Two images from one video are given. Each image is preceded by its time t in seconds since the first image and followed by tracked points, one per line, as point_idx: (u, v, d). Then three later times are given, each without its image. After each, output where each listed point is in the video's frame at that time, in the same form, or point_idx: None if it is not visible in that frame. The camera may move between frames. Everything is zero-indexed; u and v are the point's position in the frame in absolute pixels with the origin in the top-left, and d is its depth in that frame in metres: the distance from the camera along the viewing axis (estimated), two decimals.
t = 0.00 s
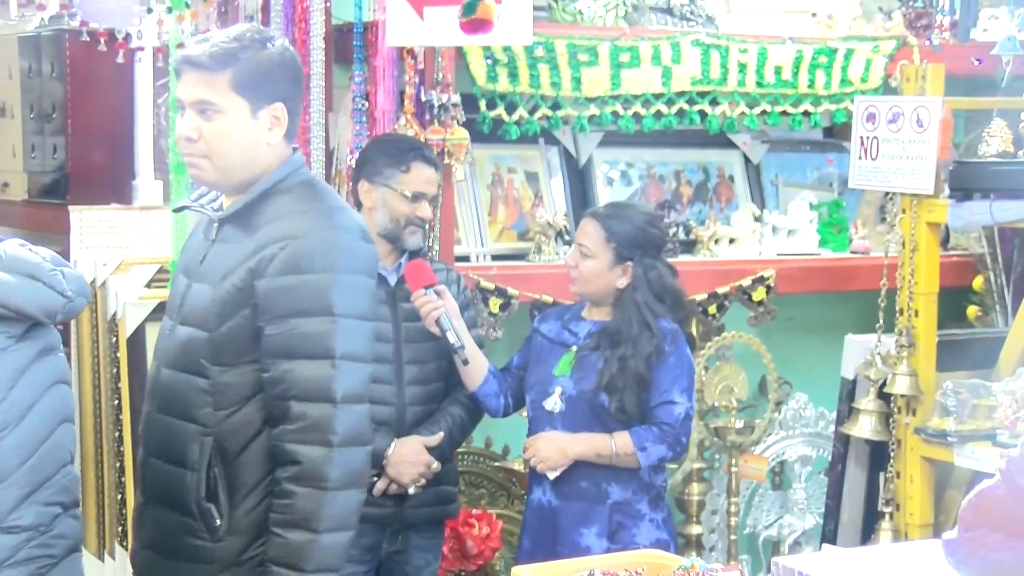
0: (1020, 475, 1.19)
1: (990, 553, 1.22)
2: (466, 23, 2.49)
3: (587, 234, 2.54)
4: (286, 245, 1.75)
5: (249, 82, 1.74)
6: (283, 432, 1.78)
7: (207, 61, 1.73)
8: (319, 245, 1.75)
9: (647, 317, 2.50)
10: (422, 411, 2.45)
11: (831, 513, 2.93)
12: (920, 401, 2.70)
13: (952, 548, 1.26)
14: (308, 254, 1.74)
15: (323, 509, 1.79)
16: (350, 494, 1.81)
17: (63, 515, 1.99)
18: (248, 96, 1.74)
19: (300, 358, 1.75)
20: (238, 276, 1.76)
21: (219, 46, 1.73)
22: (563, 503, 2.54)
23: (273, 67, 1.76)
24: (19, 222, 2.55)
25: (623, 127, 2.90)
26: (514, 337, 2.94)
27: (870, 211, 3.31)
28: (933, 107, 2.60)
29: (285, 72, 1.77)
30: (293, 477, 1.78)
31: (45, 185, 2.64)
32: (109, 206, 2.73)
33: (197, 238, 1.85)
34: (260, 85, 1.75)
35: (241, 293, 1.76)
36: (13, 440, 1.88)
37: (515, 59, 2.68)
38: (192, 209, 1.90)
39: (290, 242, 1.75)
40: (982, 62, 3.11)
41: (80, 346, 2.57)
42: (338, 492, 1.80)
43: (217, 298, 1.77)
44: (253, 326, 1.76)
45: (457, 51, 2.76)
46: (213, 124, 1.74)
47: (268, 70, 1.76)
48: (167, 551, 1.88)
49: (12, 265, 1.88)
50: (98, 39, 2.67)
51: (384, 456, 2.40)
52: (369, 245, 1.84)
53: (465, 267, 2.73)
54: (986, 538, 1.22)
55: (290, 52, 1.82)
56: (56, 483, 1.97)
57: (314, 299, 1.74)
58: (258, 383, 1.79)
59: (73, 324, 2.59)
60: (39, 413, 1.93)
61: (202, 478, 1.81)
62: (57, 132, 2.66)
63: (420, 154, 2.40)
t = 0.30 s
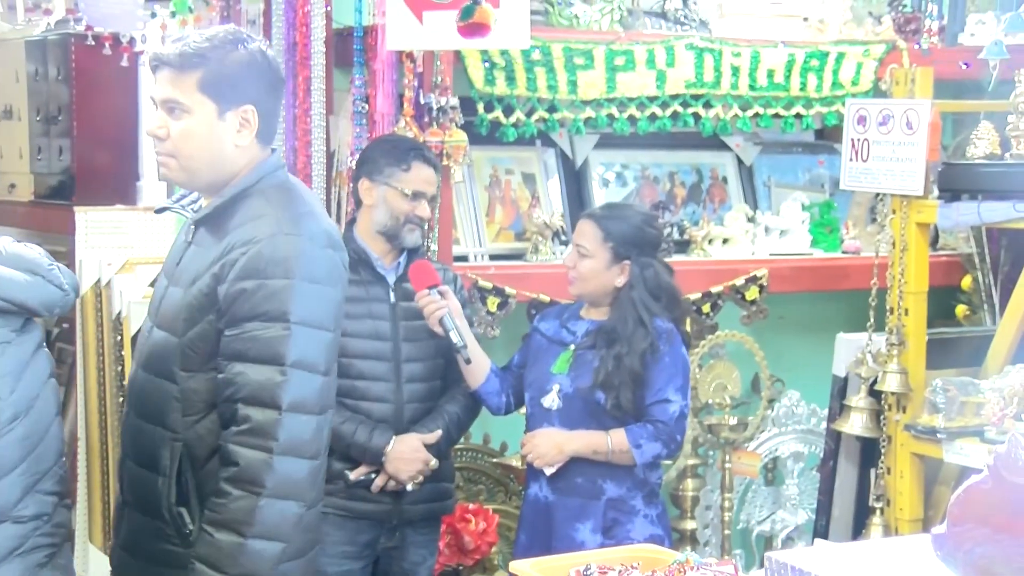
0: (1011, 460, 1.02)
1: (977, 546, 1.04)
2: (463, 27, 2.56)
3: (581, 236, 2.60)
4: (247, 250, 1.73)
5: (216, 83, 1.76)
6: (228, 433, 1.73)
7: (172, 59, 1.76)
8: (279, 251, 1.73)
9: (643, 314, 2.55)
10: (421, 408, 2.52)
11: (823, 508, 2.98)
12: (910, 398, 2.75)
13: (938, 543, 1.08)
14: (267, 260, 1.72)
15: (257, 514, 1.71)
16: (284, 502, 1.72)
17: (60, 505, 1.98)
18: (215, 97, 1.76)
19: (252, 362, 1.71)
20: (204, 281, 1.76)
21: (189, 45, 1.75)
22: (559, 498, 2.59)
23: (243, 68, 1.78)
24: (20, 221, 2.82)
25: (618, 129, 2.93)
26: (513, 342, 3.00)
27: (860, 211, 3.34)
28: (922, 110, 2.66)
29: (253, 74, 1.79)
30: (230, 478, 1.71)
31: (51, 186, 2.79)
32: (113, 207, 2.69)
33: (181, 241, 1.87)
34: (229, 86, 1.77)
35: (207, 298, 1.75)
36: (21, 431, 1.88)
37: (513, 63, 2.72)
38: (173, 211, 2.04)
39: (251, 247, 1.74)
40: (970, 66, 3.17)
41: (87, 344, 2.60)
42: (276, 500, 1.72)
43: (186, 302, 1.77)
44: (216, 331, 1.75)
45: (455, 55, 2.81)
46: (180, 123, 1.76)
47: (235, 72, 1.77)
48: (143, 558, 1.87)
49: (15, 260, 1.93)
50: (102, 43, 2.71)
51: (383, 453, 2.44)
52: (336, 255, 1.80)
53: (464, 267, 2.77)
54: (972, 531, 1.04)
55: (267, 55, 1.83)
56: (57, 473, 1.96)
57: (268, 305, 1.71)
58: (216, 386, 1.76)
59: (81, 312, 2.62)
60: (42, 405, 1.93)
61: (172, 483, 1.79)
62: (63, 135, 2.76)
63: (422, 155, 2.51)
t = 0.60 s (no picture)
0: (1005, 463, 1.03)
1: (974, 546, 1.04)
2: (465, 32, 2.59)
3: (591, 230, 2.62)
4: (234, 255, 1.77)
5: (200, 84, 1.80)
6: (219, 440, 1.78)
7: (155, 62, 1.79)
8: (267, 256, 1.77)
9: (644, 311, 2.58)
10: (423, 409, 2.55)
11: (822, 508, 3.00)
12: (907, 399, 2.78)
13: (936, 543, 1.09)
14: (255, 265, 1.76)
15: (252, 520, 1.78)
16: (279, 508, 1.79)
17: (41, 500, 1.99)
18: (197, 98, 1.80)
19: (241, 368, 1.75)
20: (191, 285, 1.79)
21: (173, 46, 1.79)
22: (559, 497, 2.62)
23: (229, 69, 1.82)
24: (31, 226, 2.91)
25: (618, 134, 2.97)
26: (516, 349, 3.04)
27: (858, 214, 3.38)
28: (919, 114, 2.68)
29: (239, 75, 1.83)
30: (224, 486, 1.77)
31: (59, 189, 2.84)
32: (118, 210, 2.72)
33: (168, 244, 1.89)
34: (213, 88, 1.80)
35: (193, 302, 1.79)
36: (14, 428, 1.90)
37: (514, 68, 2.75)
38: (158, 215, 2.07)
39: (239, 252, 1.77)
40: (967, 70, 3.18)
41: (92, 346, 2.63)
42: (268, 505, 1.78)
43: (172, 306, 1.80)
44: (203, 335, 1.79)
45: (457, 60, 2.84)
46: (163, 123, 1.80)
47: (220, 74, 1.81)
48: (125, 560, 1.90)
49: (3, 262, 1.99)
50: (108, 47, 2.75)
51: (385, 456, 2.47)
52: (323, 259, 1.86)
53: (465, 270, 2.79)
54: (970, 531, 1.05)
55: (252, 58, 1.86)
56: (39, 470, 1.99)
57: (258, 310, 1.76)
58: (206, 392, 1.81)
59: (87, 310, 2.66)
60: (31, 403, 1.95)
61: (158, 486, 1.83)
62: (68, 139, 2.81)
63: (423, 158, 2.54)
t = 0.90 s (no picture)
0: (993, 465, 1.09)
1: (962, 545, 1.10)
2: (454, 31, 2.59)
3: (574, 231, 2.61)
4: (219, 257, 1.78)
5: (172, 84, 1.81)
6: (214, 444, 1.81)
7: (122, 60, 1.81)
8: (252, 257, 1.78)
9: (632, 307, 2.60)
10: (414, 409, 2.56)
11: (810, 508, 3.01)
12: (896, 398, 2.78)
13: (924, 541, 1.15)
14: (240, 267, 1.77)
15: (257, 523, 1.80)
16: (283, 509, 1.82)
17: None
18: (170, 98, 1.81)
19: (231, 371, 1.77)
20: (176, 288, 1.80)
21: (145, 46, 1.80)
22: (550, 497, 2.62)
23: (203, 66, 1.83)
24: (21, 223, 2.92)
25: (608, 132, 2.97)
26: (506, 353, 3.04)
27: (848, 214, 3.38)
28: (908, 114, 2.68)
29: (212, 73, 1.83)
30: (225, 491, 1.79)
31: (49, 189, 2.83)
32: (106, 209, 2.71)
33: (146, 244, 1.91)
34: (184, 87, 1.81)
35: (178, 305, 1.80)
36: None
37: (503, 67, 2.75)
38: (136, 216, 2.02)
39: (223, 253, 1.78)
40: (953, 70, 3.25)
41: (80, 347, 2.64)
42: (272, 506, 1.81)
43: (156, 309, 1.81)
44: (189, 338, 1.80)
45: (446, 59, 2.84)
46: (138, 124, 1.81)
47: (191, 73, 1.82)
48: (111, 561, 1.91)
49: None
50: (96, 46, 2.75)
51: (375, 456, 2.48)
52: (307, 257, 1.87)
53: (455, 268, 2.81)
54: (960, 531, 1.10)
55: (225, 54, 1.87)
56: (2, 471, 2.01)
57: (246, 312, 1.77)
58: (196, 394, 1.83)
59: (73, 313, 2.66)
60: None
61: (146, 489, 1.84)
62: (57, 139, 2.79)
63: (410, 157, 2.54)
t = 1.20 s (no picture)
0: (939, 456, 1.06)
1: (911, 539, 1.08)
2: (406, 27, 2.58)
3: (527, 228, 2.63)
4: (171, 254, 1.75)
5: (112, 81, 1.78)
6: (163, 442, 1.76)
7: (60, 62, 1.80)
8: (202, 254, 1.75)
9: (588, 302, 2.61)
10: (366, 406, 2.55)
11: (766, 504, 3.06)
12: (851, 394, 2.81)
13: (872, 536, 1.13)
14: (192, 263, 1.74)
15: (205, 522, 1.75)
16: (232, 507, 1.77)
17: None
18: (110, 96, 1.78)
19: (182, 369, 1.73)
20: (128, 286, 1.78)
21: (83, 46, 1.79)
22: (508, 493, 2.61)
23: (146, 63, 1.80)
24: None
25: (566, 129, 2.96)
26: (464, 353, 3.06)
27: (804, 211, 3.42)
28: (864, 111, 2.71)
29: (153, 71, 1.81)
30: (172, 489, 1.75)
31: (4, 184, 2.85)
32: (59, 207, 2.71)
33: (102, 243, 1.90)
34: (123, 84, 1.79)
35: (130, 303, 1.78)
36: None
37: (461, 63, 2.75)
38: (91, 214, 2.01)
39: (175, 250, 1.76)
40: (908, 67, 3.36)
41: (33, 342, 2.64)
42: (220, 505, 1.76)
43: (109, 307, 1.79)
44: (141, 336, 1.78)
45: (405, 57, 2.82)
46: (80, 123, 1.79)
47: (131, 71, 1.79)
48: (62, 563, 1.88)
49: None
50: (48, 40, 2.73)
51: (328, 452, 2.48)
52: (260, 255, 1.84)
53: (411, 266, 2.81)
54: (907, 525, 1.09)
55: (171, 49, 1.84)
56: None
57: (197, 309, 1.74)
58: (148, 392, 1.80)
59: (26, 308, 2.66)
60: None
61: (95, 488, 1.81)
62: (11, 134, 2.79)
63: (354, 147, 2.55)
